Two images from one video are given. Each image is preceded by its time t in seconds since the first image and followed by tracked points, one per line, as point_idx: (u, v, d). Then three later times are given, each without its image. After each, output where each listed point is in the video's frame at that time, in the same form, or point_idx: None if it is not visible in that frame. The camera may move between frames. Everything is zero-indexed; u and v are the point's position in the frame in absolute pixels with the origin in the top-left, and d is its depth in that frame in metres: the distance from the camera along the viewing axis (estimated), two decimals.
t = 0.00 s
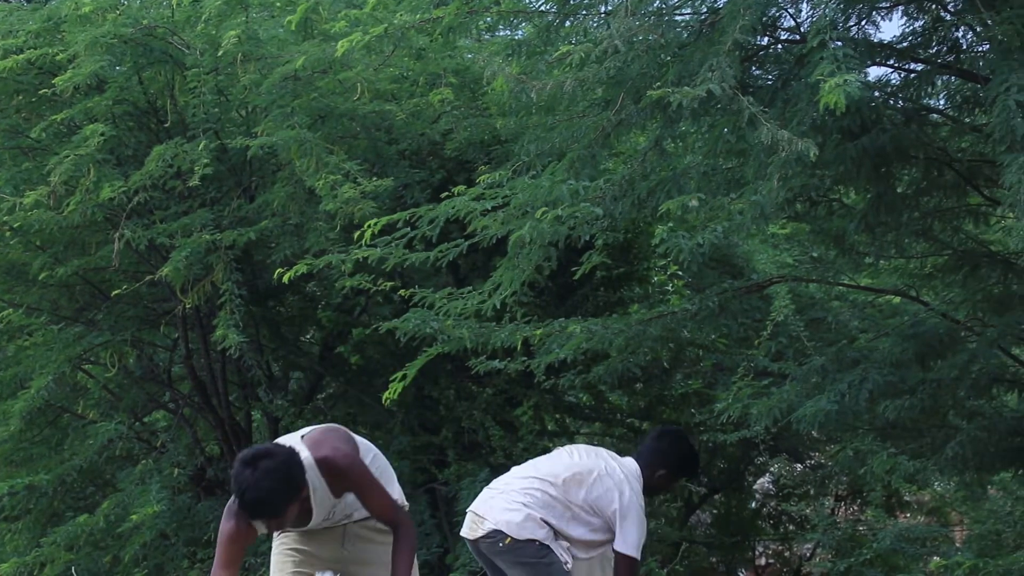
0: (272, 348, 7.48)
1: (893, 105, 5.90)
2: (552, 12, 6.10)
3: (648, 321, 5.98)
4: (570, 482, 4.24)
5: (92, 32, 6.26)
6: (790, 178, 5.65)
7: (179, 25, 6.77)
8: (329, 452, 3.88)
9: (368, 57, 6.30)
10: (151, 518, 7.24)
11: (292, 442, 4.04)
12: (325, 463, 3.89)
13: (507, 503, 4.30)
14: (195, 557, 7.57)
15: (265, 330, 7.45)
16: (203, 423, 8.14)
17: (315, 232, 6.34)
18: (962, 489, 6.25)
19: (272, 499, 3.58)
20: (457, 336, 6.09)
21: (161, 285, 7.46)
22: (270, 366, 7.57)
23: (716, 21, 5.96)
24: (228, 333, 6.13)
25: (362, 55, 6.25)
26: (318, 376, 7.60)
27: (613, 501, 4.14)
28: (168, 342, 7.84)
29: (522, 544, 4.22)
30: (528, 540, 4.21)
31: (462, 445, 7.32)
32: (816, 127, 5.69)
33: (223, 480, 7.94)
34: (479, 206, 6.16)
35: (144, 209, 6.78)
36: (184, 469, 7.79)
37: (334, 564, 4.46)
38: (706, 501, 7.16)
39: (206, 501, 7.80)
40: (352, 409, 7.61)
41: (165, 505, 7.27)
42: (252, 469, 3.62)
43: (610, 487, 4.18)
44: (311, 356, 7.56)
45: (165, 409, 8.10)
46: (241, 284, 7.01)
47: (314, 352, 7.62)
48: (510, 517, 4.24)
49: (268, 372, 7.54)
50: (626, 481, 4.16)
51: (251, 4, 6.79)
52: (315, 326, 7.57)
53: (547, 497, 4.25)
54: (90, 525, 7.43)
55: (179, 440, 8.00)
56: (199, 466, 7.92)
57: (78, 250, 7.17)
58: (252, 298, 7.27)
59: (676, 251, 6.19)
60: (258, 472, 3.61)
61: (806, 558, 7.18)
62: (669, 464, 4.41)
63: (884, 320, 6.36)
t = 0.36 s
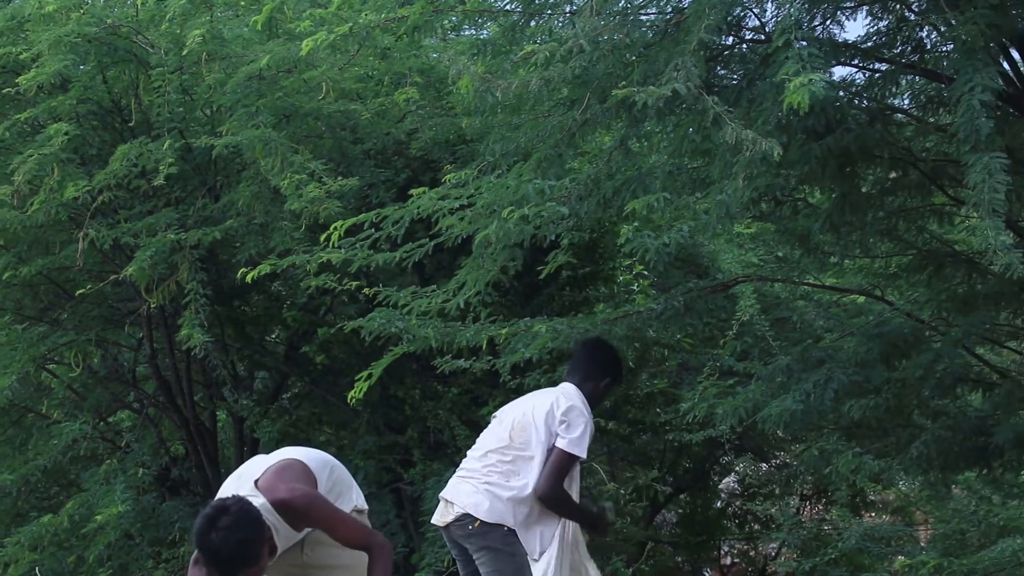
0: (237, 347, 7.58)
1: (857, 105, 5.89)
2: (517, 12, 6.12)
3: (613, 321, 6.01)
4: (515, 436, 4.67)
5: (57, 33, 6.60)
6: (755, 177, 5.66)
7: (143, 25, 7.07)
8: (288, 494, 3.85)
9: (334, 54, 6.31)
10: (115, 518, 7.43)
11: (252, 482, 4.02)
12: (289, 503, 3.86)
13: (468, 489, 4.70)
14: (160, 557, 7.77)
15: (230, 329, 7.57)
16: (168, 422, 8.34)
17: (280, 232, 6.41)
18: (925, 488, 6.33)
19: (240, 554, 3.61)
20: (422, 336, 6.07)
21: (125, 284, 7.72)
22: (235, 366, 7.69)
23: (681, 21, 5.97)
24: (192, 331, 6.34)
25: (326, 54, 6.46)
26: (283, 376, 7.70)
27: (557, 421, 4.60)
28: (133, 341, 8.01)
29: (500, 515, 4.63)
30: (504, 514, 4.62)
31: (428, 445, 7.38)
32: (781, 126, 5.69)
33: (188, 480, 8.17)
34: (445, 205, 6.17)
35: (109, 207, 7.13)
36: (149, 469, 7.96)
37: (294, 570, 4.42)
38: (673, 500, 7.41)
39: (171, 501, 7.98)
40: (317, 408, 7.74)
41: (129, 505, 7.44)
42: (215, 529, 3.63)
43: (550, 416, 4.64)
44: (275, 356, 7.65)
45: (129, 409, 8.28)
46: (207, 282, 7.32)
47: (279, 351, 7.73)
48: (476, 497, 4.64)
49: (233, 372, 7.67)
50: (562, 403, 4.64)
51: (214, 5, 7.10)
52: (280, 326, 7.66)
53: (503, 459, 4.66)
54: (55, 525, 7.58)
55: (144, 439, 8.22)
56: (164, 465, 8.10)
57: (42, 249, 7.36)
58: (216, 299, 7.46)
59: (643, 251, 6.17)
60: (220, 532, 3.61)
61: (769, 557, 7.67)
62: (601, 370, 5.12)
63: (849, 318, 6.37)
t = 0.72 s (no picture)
0: (215, 346, 7.66)
1: (837, 104, 5.90)
2: (495, 11, 6.12)
3: (592, 320, 6.04)
4: (493, 426, 4.58)
5: (35, 31, 6.71)
6: (733, 176, 5.68)
7: (121, 24, 7.11)
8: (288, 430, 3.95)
9: (313, 54, 6.38)
10: (93, 517, 7.52)
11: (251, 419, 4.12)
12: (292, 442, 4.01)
13: (456, 486, 4.56)
14: (138, 556, 7.84)
15: (209, 328, 7.61)
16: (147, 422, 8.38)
17: (260, 230, 6.51)
18: (903, 486, 6.36)
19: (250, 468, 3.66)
20: (401, 334, 6.09)
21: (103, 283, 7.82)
22: (214, 365, 7.77)
23: (660, 20, 5.98)
24: (171, 330, 6.57)
25: (305, 53, 6.47)
26: (262, 375, 7.78)
27: (530, 402, 4.56)
28: (112, 340, 8.05)
29: (492, 509, 4.50)
30: (497, 507, 4.50)
31: (407, 444, 7.38)
32: (760, 125, 5.69)
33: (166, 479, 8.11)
34: (423, 204, 6.21)
35: (87, 206, 7.21)
36: (126, 468, 8.09)
37: (272, 562, 4.43)
38: (652, 499, 7.49)
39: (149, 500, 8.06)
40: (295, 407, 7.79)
41: (107, 504, 7.58)
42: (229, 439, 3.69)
43: (522, 398, 4.59)
44: (255, 355, 7.75)
45: (107, 408, 8.32)
46: (185, 281, 7.26)
47: (258, 350, 7.80)
48: (467, 494, 4.49)
49: (212, 370, 7.74)
50: (536, 385, 4.61)
51: (193, 3, 7.20)
52: (258, 326, 7.71)
53: (486, 451, 4.55)
54: (32, 524, 7.78)
55: (123, 439, 8.31)
56: (143, 464, 8.20)
57: (19, 248, 7.47)
58: (195, 297, 7.44)
59: (622, 250, 6.18)
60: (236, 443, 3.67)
61: (750, 555, 7.90)
62: (549, 337, 4.86)
63: (827, 318, 6.40)
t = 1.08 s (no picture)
0: (186, 347, 7.58)
1: (807, 104, 5.94)
2: (467, 11, 6.11)
3: (563, 320, 6.06)
4: (472, 426, 4.60)
5: (5, 30, 6.76)
6: (705, 176, 5.70)
7: (91, 24, 7.16)
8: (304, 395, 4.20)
9: (285, 54, 6.48)
10: (64, 517, 7.54)
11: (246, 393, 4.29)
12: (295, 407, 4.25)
13: (439, 485, 4.55)
14: (108, 557, 7.81)
15: (180, 328, 7.59)
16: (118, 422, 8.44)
17: (230, 231, 6.56)
18: (873, 486, 6.40)
19: (280, 408, 3.84)
20: (372, 335, 6.13)
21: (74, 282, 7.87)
22: (184, 365, 7.69)
23: (632, 20, 6.00)
24: (142, 330, 6.65)
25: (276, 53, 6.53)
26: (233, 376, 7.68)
27: (506, 398, 4.64)
28: (82, 341, 8.20)
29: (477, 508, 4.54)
30: (482, 505, 4.54)
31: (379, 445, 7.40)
32: (731, 126, 5.69)
33: (137, 479, 8.27)
34: (395, 205, 6.17)
35: (57, 206, 7.26)
36: (97, 469, 8.10)
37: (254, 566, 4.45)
38: (623, 498, 7.53)
39: (120, 500, 8.09)
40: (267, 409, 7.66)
41: (77, 504, 7.58)
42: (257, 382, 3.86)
43: (498, 395, 4.66)
44: (226, 355, 7.67)
45: (78, 408, 8.37)
46: (156, 281, 7.36)
47: (230, 350, 7.71)
48: (454, 494, 4.50)
49: (183, 371, 7.68)
50: (506, 384, 4.70)
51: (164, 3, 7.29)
52: (230, 326, 7.65)
53: (467, 451, 4.57)
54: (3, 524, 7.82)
55: (93, 439, 8.28)
56: (113, 465, 8.22)
57: None
58: (165, 298, 7.47)
59: (593, 250, 6.16)
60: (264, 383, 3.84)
61: (721, 555, 7.97)
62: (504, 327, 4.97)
63: (798, 318, 6.47)
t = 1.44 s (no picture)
0: (155, 346, 7.69)
1: (773, 105, 5.91)
2: (435, 10, 6.10)
3: (531, 320, 6.07)
4: (425, 424, 4.77)
5: None
6: (673, 176, 5.71)
7: (59, 22, 7.29)
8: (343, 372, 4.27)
9: (253, 52, 6.49)
10: (31, 518, 7.55)
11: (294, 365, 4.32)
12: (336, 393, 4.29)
13: (401, 485, 4.72)
14: (76, 557, 7.82)
15: (147, 328, 7.66)
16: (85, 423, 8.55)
17: (198, 229, 6.55)
18: (841, 485, 6.43)
19: (337, 352, 3.94)
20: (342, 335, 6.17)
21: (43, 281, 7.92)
22: (153, 364, 7.78)
23: (599, 19, 6.01)
24: (109, 330, 6.76)
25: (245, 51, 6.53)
26: (201, 375, 7.68)
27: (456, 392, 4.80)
28: (48, 340, 8.31)
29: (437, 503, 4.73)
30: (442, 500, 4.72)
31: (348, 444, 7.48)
32: (699, 124, 5.72)
33: (105, 478, 8.35)
34: (362, 204, 6.16)
35: (24, 206, 7.34)
36: (64, 469, 8.12)
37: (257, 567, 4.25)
38: (591, 498, 7.55)
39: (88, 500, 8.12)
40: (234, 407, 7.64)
41: (44, 504, 7.60)
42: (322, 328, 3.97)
43: (448, 390, 4.82)
44: (193, 355, 7.67)
45: (45, 408, 8.47)
46: (123, 280, 7.36)
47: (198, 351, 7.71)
48: (415, 493, 4.68)
49: (151, 370, 7.76)
50: (454, 375, 4.84)
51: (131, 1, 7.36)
52: (198, 324, 7.70)
53: (423, 449, 4.75)
54: None
55: (61, 438, 8.44)
56: (81, 464, 8.30)
57: None
58: (133, 297, 7.51)
59: (562, 250, 6.17)
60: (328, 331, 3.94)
61: (689, 555, 7.91)
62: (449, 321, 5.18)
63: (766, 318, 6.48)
